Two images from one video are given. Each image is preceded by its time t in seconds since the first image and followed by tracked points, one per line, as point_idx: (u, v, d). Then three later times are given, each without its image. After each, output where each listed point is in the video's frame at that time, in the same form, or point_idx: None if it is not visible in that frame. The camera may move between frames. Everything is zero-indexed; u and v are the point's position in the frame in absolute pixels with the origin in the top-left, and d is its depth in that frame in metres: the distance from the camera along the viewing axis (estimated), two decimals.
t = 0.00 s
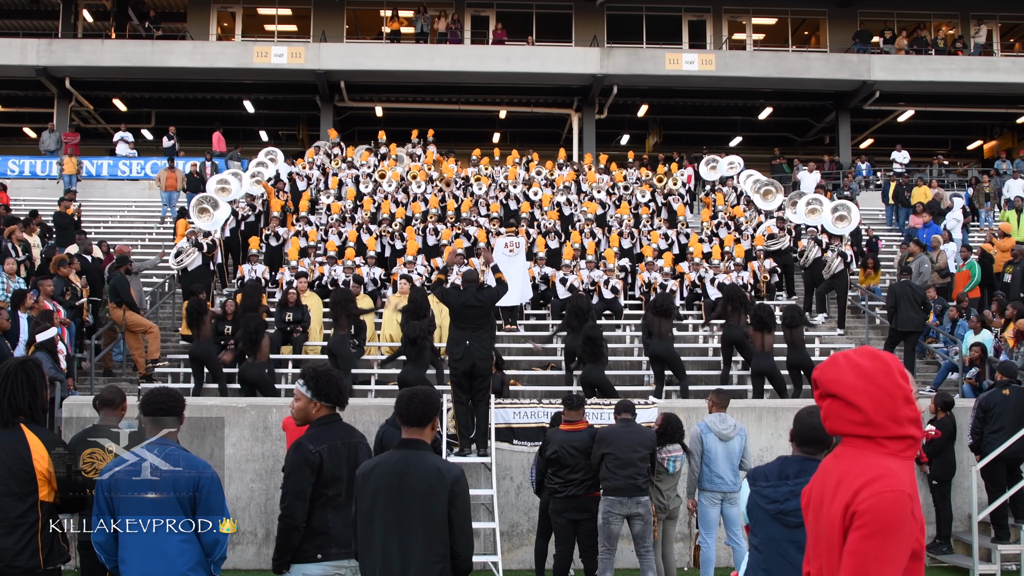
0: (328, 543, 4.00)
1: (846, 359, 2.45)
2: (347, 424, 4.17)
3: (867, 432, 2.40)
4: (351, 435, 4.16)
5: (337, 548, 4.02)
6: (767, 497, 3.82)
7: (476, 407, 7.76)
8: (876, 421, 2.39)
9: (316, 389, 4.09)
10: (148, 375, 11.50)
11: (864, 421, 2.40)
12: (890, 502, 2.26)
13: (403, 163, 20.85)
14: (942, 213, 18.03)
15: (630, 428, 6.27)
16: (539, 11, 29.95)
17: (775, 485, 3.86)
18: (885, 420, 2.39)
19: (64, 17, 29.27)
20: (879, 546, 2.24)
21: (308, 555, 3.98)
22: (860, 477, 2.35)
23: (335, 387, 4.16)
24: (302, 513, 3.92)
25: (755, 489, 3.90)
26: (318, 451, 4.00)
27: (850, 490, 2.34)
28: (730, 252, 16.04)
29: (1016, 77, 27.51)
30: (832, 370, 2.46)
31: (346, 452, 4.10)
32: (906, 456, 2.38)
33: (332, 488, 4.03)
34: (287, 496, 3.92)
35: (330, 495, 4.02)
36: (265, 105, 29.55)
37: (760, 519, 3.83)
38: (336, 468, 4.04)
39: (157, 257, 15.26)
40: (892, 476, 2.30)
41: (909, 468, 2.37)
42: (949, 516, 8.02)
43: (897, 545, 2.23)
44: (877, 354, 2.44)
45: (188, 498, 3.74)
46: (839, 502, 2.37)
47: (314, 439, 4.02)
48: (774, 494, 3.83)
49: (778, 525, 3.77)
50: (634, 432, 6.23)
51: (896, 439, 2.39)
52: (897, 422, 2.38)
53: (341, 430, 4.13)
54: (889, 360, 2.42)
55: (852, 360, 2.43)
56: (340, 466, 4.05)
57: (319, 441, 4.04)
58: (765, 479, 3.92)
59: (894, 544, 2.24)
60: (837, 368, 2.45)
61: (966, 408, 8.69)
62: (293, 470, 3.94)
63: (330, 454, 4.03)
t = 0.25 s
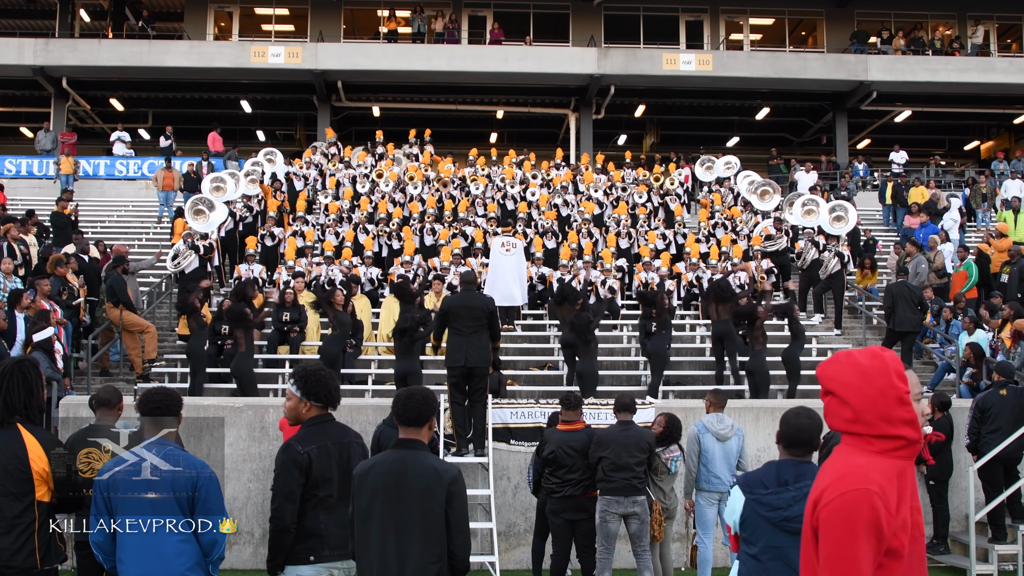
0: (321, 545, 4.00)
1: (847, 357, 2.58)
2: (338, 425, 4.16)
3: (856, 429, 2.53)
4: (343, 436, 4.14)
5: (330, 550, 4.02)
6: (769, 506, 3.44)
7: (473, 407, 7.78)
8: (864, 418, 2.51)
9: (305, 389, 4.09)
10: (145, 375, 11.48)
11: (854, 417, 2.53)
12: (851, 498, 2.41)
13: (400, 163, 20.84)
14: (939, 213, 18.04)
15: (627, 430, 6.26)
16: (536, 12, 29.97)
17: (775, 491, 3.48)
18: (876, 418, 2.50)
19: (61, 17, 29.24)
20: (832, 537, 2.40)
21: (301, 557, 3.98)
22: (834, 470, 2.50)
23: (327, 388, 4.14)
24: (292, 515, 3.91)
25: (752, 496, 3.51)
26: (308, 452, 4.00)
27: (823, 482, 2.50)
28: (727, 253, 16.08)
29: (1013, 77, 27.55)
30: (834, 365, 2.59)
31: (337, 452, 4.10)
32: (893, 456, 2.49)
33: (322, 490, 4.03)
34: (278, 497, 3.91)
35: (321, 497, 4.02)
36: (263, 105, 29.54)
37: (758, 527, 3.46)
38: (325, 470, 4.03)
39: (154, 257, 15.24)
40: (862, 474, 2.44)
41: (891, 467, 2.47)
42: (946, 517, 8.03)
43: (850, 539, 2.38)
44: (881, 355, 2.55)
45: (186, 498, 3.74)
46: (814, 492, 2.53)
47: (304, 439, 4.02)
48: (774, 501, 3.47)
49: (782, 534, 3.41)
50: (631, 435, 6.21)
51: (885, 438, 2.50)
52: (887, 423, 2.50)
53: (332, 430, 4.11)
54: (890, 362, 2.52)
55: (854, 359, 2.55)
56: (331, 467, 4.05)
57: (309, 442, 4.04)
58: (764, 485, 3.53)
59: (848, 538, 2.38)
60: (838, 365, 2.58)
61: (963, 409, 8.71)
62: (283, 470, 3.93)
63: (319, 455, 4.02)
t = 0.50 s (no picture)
0: (315, 545, 4.00)
1: (849, 355, 2.67)
2: (336, 424, 4.16)
3: (852, 425, 2.62)
4: (340, 436, 4.14)
5: (322, 550, 4.01)
6: (768, 509, 3.41)
7: (471, 407, 7.78)
8: (860, 416, 2.60)
9: (303, 387, 4.09)
10: (142, 376, 11.47)
11: (850, 415, 2.62)
12: (837, 492, 2.51)
13: (397, 163, 20.83)
14: (937, 213, 18.05)
15: (626, 432, 6.27)
16: (533, 12, 29.97)
17: (773, 493, 3.45)
18: (871, 416, 2.59)
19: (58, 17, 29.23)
20: (817, 529, 2.51)
21: (294, 556, 3.98)
22: (826, 465, 2.60)
23: (326, 388, 4.14)
24: (287, 514, 3.91)
25: (748, 501, 3.47)
26: (304, 451, 4.00)
27: (816, 475, 2.60)
28: (725, 252, 16.10)
29: (1010, 77, 27.61)
30: (835, 363, 2.68)
31: (334, 451, 4.10)
32: (887, 454, 2.57)
33: (317, 489, 4.03)
34: (273, 496, 3.92)
35: (316, 496, 4.02)
36: (260, 105, 29.53)
37: (757, 531, 3.44)
38: (321, 469, 4.03)
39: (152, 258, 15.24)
40: (850, 470, 2.53)
41: (881, 464, 2.56)
42: (944, 516, 8.05)
43: (833, 531, 2.48)
44: (882, 354, 2.62)
45: (186, 498, 3.75)
46: (808, 485, 2.63)
47: (301, 438, 4.02)
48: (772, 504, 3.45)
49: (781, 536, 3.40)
50: (630, 438, 6.23)
51: (880, 436, 2.58)
52: (881, 421, 2.58)
53: (329, 430, 4.11)
54: (890, 361, 2.59)
55: (855, 358, 2.64)
56: (327, 467, 4.05)
57: (305, 441, 4.04)
58: (760, 489, 3.49)
59: (831, 531, 2.49)
60: (840, 363, 2.67)
61: (961, 408, 8.72)
62: (279, 470, 3.94)
63: (315, 454, 4.02)
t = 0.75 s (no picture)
0: (309, 543, 4.01)
1: (842, 356, 2.67)
2: (336, 424, 4.16)
3: (843, 427, 2.62)
4: (340, 435, 4.14)
5: (315, 548, 4.02)
6: (758, 510, 3.43)
7: (471, 407, 7.79)
8: (852, 417, 2.60)
9: (302, 388, 4.11)
10: (141, 377, 11.46)
11: (843, 415, 2.62)
12: (828, 494, 2.51)
13: (396, 163, 20.83)
14: (935, 213, 18.07)
15: (625, 434, 6.26)
16: (532, 12, 29.98)
17: (761, 493, 3.47)
18: (862, 417, 2.59)
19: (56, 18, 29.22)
20: (805, 529, 2.52)
21: (286, 554, 3.99)
22: (817, 466, 2.61)
23: (327, 388, 4.14)
24: (283, 511, 3.93)
25: (738, 503, 3.49)
26: (303, 448, 4.00)
27: (806, 477, 2.61)
28: (723, 253, 16.12)
29: (1008, 77, 27.65)
30: (828, 363, 2.68)
31: (332, 451, 4.09)
32: (878, 455, 2.57)
33: (313, 488, 4.03)
34: (270, 493, 3.92)
35: (312, 495, 4.02)
36: (258, 105, 29.52)
37: (749, 533, 3.45)
38: (319, 467, 4.03)
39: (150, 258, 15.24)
40: (840, 472, 2.54)
41: (871, 467, 2.56)
42: (942, 516, 8.07)
43: (823, 533, 2.49)
44: (875, 357, 2.62)
45: (186, 498, 3.75)
46: (798, 486, 2.64)
47: (300, 436, 4.03)
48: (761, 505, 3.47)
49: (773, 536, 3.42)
50: (629, 440, 6.22)
51: (870, 437, 2.58)
52: (873, 423, 2.58)
53: (329, 429, 4.11)
54: (883, 363, 2.59)
55: (848, 359, 2.64)
56: (326, 466, 4.05)
57: (304, 439, 4.05)
58: (748, 489, 3.51)
59: (821, 532, 2.49)
60: (832, 364, 2.67)
61: (959, 408, 8.74)
62: (277, 467, 3.95)
63: (313, 452, 4.03)
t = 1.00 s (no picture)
0: (288, 542, 3.91)
1: (835, 357, 2.47)
2: (328, 425, 4.06)
3: (838, 433, 2.43)
4: (331, 436, 4.03)
5: (293, 548, 3.92)
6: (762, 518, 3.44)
7: (470, 407, 7.78)
8: (848, 422, 2.41)
9: (293, 389, 4.05)
10: (140, 376, 11.46)
11: (837, 420, 2.43)
12: (829, 506, 2.33)
13: (395, 163, 20.83)
14: (934, 214, 18.09)
15: (624, 434, 6.27)
16: (531, 12, 29.99)
17: (766, 499, 3.46)
18: (859, 423, 2.40)
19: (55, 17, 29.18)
20: (804, 546, 2.33)
21: (268, 551, 3.92)
22: (811, 476, 2.42)
23: (318, 388, 4.05)
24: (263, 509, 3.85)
25: (742, 507, 3.50)
26: (288, 447, 3.93)
27: (802, 487, 2.42)
28: (722, 253, 16.14)
29: (1007, 78, 27.67)
30: (820, 366, 2.48)
31: (320, 452, 3.98)
32: (875, 463, 2.39)
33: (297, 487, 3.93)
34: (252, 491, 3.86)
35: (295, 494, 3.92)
36: (257, 105, 29.52)
37: (753, 538, 3.47)
38: (303, 467, 3.93)
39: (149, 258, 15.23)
40: (838, 481, 2.36)
41: (870, 474, 2.38)
42: (940, 517, 8.08)
43: (824, 548, 2.31)
44: (870, 358, 2.43)
45: (186, 498, 3.75)
46: (790, 497, 2.45)
47: (287, 435, 3.96)
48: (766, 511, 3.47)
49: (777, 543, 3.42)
50: (628, 441, 6.22)
51: (867, 443, 2.40)
52: (871, 429, 2.40)
53: (319, 430, 4.02)
54: (880, 365, 2.41)
55: (842, 360, 2.44)
56: (310, 466, 3.94)
57: (291, 438, 3.97)
58: (753, 494, 3.50)
59: (821, 547, 2.32)
60: (825, 366, 2.47)
61: (958, 409, 8.75)
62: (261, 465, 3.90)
63: (297, 452, 3.93)
